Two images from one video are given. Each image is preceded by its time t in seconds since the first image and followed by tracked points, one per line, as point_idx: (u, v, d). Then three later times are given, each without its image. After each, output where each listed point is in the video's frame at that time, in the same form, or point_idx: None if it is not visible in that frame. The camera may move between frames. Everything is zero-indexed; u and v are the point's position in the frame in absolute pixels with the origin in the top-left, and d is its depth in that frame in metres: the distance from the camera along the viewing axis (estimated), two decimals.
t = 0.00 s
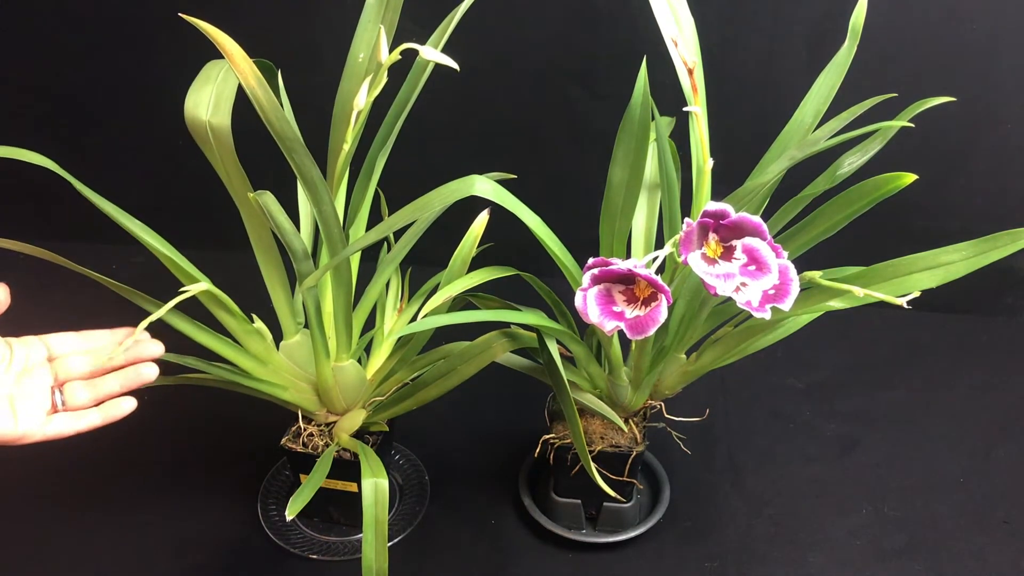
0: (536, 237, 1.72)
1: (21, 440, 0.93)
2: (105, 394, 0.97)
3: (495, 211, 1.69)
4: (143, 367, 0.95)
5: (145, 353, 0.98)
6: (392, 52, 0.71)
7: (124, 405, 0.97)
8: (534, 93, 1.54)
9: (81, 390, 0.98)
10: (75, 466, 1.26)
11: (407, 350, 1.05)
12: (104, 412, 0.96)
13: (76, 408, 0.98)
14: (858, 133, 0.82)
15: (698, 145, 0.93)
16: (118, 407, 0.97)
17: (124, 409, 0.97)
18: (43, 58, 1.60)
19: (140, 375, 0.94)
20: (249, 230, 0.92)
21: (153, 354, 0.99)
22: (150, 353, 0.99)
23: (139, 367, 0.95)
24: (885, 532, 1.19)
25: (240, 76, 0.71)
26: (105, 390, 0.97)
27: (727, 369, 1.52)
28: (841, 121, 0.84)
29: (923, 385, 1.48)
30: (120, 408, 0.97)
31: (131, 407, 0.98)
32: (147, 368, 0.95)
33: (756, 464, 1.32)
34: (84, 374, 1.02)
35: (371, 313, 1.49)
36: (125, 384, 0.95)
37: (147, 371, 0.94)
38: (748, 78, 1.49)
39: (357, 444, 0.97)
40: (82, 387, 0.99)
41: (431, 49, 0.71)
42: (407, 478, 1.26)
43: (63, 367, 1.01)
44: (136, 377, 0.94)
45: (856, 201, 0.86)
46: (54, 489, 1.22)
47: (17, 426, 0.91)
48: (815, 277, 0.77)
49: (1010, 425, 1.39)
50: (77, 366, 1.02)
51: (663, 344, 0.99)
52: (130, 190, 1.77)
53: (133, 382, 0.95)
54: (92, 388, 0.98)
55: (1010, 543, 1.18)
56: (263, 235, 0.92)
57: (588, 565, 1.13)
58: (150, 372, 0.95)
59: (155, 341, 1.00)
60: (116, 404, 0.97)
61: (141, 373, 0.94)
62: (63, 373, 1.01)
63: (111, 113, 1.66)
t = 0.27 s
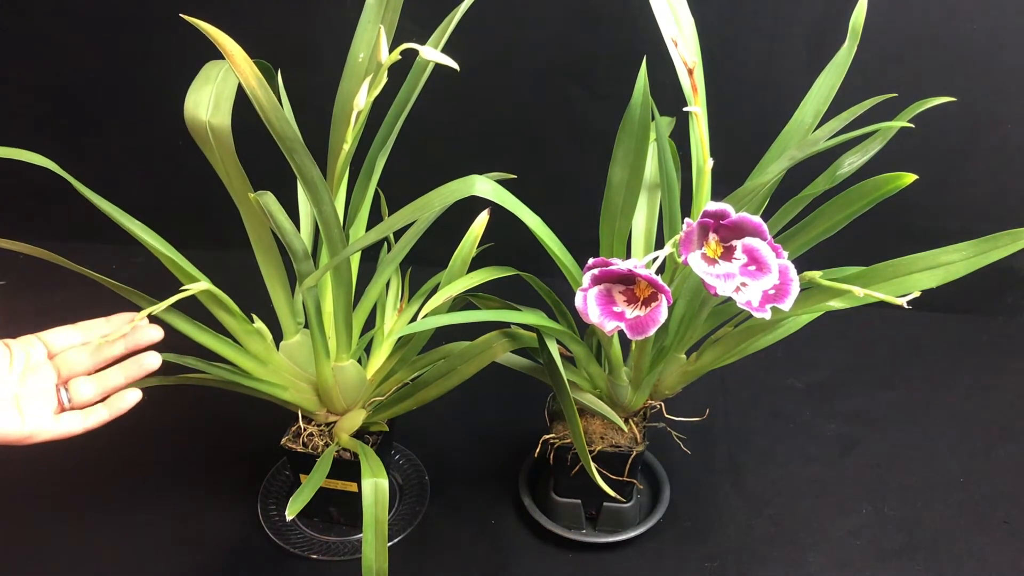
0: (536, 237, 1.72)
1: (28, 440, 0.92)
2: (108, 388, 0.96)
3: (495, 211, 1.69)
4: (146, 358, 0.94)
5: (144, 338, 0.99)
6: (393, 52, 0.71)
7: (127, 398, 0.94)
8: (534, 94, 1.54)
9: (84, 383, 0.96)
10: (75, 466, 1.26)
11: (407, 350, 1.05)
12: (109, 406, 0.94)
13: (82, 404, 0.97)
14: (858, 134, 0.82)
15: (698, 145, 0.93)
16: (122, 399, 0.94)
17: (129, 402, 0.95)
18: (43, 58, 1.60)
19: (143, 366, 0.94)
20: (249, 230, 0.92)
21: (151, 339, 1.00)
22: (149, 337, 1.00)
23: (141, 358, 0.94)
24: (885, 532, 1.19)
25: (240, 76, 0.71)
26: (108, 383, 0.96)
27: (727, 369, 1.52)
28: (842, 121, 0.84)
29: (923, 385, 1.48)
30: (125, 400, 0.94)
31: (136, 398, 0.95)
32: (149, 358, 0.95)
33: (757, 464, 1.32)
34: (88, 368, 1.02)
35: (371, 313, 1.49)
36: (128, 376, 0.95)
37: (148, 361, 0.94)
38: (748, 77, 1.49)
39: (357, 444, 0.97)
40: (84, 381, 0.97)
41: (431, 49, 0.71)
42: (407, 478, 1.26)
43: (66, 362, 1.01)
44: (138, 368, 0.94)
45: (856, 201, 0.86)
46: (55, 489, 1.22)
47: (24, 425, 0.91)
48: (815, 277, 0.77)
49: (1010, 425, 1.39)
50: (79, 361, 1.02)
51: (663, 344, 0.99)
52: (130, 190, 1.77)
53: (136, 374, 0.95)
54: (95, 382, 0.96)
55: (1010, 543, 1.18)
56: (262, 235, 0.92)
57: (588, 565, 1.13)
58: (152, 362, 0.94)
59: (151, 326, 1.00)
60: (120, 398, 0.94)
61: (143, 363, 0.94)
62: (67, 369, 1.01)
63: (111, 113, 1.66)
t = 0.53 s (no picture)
0: (536, 237, 1.72)
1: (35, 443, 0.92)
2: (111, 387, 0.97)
3: (495, 211, 1.69)
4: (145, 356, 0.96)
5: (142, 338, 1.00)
6: (393, 52, 0.71)
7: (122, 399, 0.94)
8: (534, 94, 1.54)
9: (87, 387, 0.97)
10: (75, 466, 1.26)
11: (407, 350, 1.05)
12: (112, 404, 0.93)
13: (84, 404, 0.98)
14: (858, 134, 0.82)
15: (698, 145, 0.93)
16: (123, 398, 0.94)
17: (131, 399, 0.94)
18: (43, 59, 1.60)
19: (143, 364, 0.96)
20: (249, 230, 0.92)
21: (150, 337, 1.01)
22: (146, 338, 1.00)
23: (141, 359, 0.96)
24: (885, 532, 1.19)
25: (240, 75, 0.71)
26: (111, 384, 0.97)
27: (727, 369, 1.52)
28: (842, 121, 0.84)
29: (923, 385, 1.48)
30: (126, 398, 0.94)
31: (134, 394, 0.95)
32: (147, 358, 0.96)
33: (757, 464, 1.32)
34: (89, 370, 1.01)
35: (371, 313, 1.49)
36: (130, 375, 0.96)
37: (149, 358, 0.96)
38: (748, 77, 1.49)
39: (357, 443, 0.97)
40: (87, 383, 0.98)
41: (431, 49, 0.71)
42: (407, 478, 1.26)
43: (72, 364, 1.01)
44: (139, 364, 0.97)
45: (856, 201, 0.86)
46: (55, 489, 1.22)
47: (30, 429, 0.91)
48: (814, 277, 0.77)
49: (1010, 425, 1.39)
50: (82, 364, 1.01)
51: (663, 344, 0.99)
52: (130, 190, 1.77)
53: (138, 373, 0.96)
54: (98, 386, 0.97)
55: (1009, 543, 1.18)
56: (262, 235, 0.92)
57: (588, 565, 1.13)
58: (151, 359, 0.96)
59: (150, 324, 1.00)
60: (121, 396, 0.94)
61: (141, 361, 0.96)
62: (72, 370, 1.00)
63: (111, 113, 1.66)
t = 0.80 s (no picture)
0: (536, 237, 1.72)
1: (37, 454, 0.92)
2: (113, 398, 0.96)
3: (495, 211, 1.69)
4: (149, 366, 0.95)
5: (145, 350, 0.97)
6: (392, 52, 0.71)
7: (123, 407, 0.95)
8: (534, 94, 1.54)
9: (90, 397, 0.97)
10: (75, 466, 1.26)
11: (407, 350, 1.05)
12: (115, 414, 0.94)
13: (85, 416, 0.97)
14: (858, 133, 0.82)
15: (698, 145, 0.93)
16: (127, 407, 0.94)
17: (133, 409, 0.95)
18: (43, 59, 1.60)
19: (147, 375, 0.94)
20: (249, 230, 0.92)
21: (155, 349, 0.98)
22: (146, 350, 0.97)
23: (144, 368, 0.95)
24: (885, 532, 1.19)
25: (240, 75, 0.71)
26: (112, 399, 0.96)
27: (727, 369, 1.52)
28: (842, 121, 0.84)
29: (923, 385, 1.48)
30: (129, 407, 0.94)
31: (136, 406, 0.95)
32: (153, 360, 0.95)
33: (757, 464, 1.32)
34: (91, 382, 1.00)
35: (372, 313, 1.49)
36: (134, 386, 0.95)
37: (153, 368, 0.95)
38: (748, 77, 1.49)
39: (357, 444, 0.97)
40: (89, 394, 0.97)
41: (431, 49, 0.71)
42: (407, 478, 1.26)
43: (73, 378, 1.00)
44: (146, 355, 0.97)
45: (856, 201, 0.86)
46: (55, 490, 1.22)
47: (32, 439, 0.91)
48: (814, 277, 0.77)
49: (1010, 425, 1.39)
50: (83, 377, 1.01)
51: (663, 344, 0.99)
52: (130, 190, 1.77)
53: (141, 384, 0.95)
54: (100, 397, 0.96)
55: (1009, 543, 1.18)
56: (262, 235, 0.92)
57: (588, 565, 1.13)
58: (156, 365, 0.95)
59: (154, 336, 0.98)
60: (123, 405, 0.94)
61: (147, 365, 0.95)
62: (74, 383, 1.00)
63: (111, 113, 1.66)
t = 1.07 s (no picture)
0: (536, 238, 1.72)
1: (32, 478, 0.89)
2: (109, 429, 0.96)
3: (495, 211, 1.69)
4: (139, 398, 0.95)
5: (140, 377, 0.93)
6: (392, 52, 0.71)
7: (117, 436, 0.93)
8: (534, 94, 1.54)
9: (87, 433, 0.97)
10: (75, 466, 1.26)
11: (407, 350, 1.05)
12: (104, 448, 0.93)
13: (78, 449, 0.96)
14: (858, 133, 0.82)
15: (698, 146, 0.93)
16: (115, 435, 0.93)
17: (122, 440, 0.93)
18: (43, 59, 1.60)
19: (135, 407, 0.94)
20: (249, 230, 0.92)
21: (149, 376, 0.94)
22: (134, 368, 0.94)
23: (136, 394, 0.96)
24: (885, 532, 1.19)
25: (240, 76, 0.71)
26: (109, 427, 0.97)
27: (727, 369, 1.52)
28: (842, 121, 0.84)
29: (923, 385, 1.48)
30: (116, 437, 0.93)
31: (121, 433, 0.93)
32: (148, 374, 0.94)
33: (757, 464, 1.32)
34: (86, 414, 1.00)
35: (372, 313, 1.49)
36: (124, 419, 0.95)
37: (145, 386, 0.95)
38: (748, 77, 1.49)
39: (357, 444, 0.97)
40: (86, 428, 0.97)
41: (431, 49, 0.71)
42: (407, 478, 1.26)
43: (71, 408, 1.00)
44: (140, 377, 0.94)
45: (856, 201, 0.86)
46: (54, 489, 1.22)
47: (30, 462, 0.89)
48: (815, 277, 0.77)
49: (1010, 425, 1.39)
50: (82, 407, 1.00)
51: (663, 344, 0.99)
52: (130, 190, 1.77)
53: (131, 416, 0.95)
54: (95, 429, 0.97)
55: (1009, 543, 1.18)
56: (262, 235, 0.92)
57: (588, 565, 1.13)
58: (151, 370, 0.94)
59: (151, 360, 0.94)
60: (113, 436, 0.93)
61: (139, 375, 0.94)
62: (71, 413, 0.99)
63: (111, 113, 1.66)
